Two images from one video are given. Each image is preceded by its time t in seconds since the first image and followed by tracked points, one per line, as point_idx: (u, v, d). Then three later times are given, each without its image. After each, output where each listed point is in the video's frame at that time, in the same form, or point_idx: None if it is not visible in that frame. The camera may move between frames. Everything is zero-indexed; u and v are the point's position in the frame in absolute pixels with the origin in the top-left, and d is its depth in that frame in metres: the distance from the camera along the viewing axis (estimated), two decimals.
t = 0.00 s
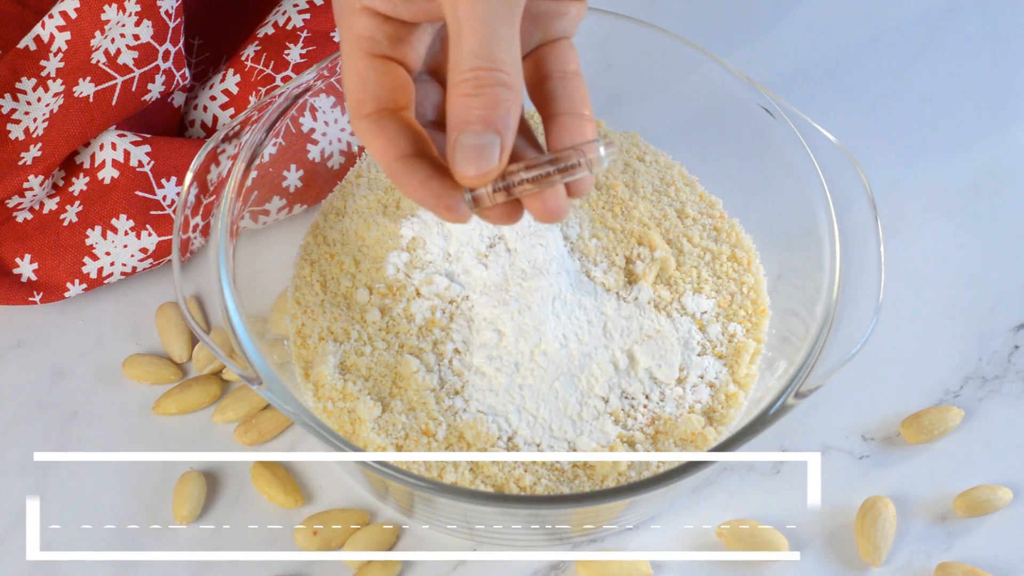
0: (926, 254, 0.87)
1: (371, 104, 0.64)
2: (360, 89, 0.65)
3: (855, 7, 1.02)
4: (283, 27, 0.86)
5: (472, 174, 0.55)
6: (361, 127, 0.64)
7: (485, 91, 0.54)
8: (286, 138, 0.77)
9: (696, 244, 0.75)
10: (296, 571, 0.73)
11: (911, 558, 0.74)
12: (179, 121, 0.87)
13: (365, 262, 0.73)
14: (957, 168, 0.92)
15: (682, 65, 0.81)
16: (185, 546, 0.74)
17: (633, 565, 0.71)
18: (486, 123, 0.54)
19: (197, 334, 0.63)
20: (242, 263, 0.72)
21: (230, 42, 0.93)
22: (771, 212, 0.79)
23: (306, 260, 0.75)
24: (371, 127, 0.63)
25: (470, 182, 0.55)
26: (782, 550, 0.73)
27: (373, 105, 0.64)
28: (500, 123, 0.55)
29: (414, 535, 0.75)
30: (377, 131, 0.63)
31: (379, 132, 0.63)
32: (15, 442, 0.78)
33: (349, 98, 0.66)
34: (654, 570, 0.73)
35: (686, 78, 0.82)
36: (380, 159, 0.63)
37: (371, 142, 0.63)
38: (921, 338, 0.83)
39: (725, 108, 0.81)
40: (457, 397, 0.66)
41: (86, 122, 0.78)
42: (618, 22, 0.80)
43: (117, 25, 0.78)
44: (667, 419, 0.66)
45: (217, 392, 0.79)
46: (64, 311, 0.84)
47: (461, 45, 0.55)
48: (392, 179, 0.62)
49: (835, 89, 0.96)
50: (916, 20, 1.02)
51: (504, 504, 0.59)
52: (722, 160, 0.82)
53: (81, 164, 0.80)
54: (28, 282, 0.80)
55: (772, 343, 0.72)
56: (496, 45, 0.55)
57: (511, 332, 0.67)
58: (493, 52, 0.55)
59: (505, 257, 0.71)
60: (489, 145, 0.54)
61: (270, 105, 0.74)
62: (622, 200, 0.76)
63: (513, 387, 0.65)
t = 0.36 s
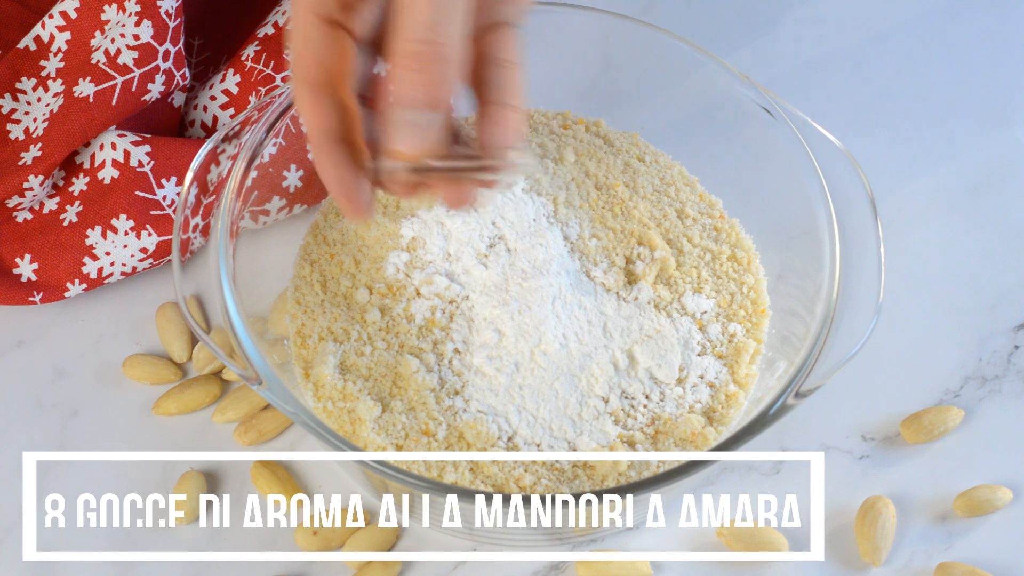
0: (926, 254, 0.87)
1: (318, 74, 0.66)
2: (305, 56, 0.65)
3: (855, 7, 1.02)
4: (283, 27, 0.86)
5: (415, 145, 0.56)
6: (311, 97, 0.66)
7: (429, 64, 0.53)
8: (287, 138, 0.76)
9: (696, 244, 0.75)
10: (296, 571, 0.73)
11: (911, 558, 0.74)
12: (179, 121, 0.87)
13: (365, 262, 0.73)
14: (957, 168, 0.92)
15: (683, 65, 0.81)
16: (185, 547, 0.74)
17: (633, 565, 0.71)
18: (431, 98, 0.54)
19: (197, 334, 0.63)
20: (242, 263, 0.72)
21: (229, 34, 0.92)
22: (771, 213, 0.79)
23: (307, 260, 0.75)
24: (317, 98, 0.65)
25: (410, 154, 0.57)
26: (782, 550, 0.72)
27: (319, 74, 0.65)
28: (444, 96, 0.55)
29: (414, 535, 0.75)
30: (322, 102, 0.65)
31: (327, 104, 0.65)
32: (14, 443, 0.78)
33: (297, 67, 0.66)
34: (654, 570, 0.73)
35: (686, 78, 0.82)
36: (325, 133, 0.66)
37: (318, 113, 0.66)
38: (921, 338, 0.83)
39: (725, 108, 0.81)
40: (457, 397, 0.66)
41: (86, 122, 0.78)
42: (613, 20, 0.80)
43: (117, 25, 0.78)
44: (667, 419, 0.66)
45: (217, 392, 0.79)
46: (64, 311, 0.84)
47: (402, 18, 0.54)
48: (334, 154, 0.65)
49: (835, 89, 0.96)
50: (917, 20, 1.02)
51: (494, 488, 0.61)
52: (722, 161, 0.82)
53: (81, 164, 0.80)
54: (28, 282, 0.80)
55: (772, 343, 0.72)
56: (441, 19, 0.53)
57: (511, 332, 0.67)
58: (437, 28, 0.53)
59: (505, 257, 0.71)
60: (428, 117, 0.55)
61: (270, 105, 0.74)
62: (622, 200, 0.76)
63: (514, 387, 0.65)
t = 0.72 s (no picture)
0: (925, 255, 0.87)
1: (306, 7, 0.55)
2: None
3: (855, 6, 1.02)
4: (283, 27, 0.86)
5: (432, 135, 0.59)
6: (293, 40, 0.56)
7: (437, 61, 0.58)
8: (287, 138, 0.77)
9: (696, 244, 0.75)
10: (296, 571, 0.73)
11: (911, 558, 0.74)
12: (179, 121, 0.87)
13: (365, 262, 0.72)
14: (958, 168, 0.92)
15: (683, 65, 0.81)
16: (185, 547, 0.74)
17: (633, 565, 0.71)
18: (435, 91, 0.58)
19: (197, 334, 0.63)
20: (241, 263, 0.72)
21: (230, 33, 0.92)
22: (772, 213, 0.79)
23: (306, 260, 0.75)
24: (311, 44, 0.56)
25: (419, 143, 0.59)
26: (782, 551, 0.73)
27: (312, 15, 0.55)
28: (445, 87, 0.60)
29: (413, 535, 0.75)
30: (315, 53, 0.56)
31: (320, 55, 0.56)
32: (15, 443, 0.78)
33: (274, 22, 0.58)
34: (654, 570, 0.73)
35: (686, 78, 0.82)
36: (316, 88, 0.58)
37: (304, 68, 0.58)
38: (921, 338, 0.83)
39: (724, 108, 0.81)
40: (456, 397, 0.66)
41: (86, 122, 0.78)
42: (612, 20, 0.80)
43: (117, 25, 0.79)
44: (667, 419, 0.66)
45: (217, 392, 0.79)
46: (65, 311, 0.84)
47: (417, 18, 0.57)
48: (331, 114, 0.59)
49: (835, 89, 0.96)
50: (917, 20, 1.02)
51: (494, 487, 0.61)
52: (722, 161, 0.82)
53: (81, 164, 0.80)
54: (29, 282, 0.81)
55: (772, 343, 0.72)
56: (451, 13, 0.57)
57: (510, 333, 0.67)
58: (450, 24, 0.57)
59: (505, 257, 0.71)
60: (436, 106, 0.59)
61: (270, 106, 0.74)
62: (622, 200, 0.76)
63: (514, 387, 0.65)
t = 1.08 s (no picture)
0: (925, 255, 0.87)
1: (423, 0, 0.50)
2: None
3: (855, 6, 1.02)
4: (283, 27, 0.86)
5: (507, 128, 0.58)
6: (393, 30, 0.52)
7: (521, 47, 0.56)
8: (287, 138, 0.77)
9: (696, 244, 0.75)
10: (296, 571, 0.73)
11: (911, 558, 0.74)
12: (179, 121, 0.87)
13: (365, 262, 0.72)
14: (957, 168, 0.92)
15: (683, 65, 0.81)
16: (184, 547, 0.74)
17: (633, 565, 0.71)
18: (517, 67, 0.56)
19: (197, 334, 0.63)
20: (242, 263, 0.72)
21: (229, 33, 0.93)
22: (772, 213, 0.79)
23: (306, 260, 0.74)
24: (424, 19, 0.50)
25: (516, 130, 0.59)
26: (782, 551, 0.73)
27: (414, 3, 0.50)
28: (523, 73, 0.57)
29: (413, 535, 0.75)
30: (428, 24, 0.50)
31: (429, 37, 0.51)
32: (15, 442, 0.78)
33: (351, 6, 0.54)
34: (654, 570, 0.73)
35: (685, 78, 0.82)
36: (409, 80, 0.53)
37: (390, 56, 0.53)
38: (921, 338, 0.83)
39: (725, 108, 0.81)
40: (457, 397, 0.66)
41: (86, 122, 0.78)
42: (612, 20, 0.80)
43: (117, 25, 0.78)
44: (667, 419, 0.66)
45: (217, 392, 0.79)
46: (64, 311, 0.84)
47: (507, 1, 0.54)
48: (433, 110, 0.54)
49: (834, 89, 0.96)
50: (917, 20, 1.01)
51: (494, 487, 0.61)
52: (722, 160, 0.82)
53: (81, 164, 0.80)
54: (28, 282, 0.80)
55: (772, 343, 0.72)
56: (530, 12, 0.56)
57: (511, 333, 0.67)
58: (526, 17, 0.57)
59: (505, 258, 0.71)
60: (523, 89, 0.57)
61: (270, 105, 0.74)
62: (622, 200, 0.76)
63: (514, 388, 0.65)
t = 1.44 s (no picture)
0: (925, 254, 0.87)
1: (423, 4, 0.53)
2: None
3: (855, 6, 1.02)
4: (283, 27, 0.86)
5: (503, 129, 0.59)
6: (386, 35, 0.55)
7: (516, 54, 0.58)
8: (287, 138, 0.77)
9: (696, 244, 0.75)
10: (296, 571, 0.73)
11: (911, 558, 0.74)
12: (179, 121, 0.87)
13: (365, 262, 0.72)
14: (957, 168, 0.92)
15: (683, 65, 0.81)
16: (184, 547, 0.74)
17: (633, 565, 0.71)
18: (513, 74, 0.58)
19: (198, 334, 0.63)
20: (242, 263, 0.72)
21: (229, 33, 0.93)
22: (772, 213, 0.79)
23: (307, 259, 0.74)
24: (425, 28, 0.53)
25: (515, 134, 0.60)
26: (782, 550, 0.73)
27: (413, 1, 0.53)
28: (518, 79, 0.60)
29: (413, 535, 0.74)
30: (428, 32, 0.53)
31: (432, 43, 0.53)
32: (15, 442, 0.78)
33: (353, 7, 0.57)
34: (654, 570, 0.73)
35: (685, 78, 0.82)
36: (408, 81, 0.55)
37: (389, 55, 0.55)
38: (921, 338, 0.83)
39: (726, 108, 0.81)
40: (457, 397, 0.66)
41: (86, 122, 0.78)
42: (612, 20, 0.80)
43: (117, 25, 0.79)
44: (667, 419, 0.66)
45: (217, 392, 0.79)
46: (64, 311, 0.84)
47: (498, 10, 0.57)
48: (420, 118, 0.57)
49: (834, 89, 0.96)
50: (917, 20, 1.01)
51: (494, 487, 0.61)
52: (722, 160, 0.82)
53: (81, 164, 0.80)
54: (28, 282, 0.80)
55: (772, 343, 0.72)
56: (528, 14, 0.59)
57: (511, 334, 0.67)
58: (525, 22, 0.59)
59: (505, 258, 0.71)
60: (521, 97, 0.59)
61: (270, 105, 0.74)
62: (622, 200, 0.76)
63: (515, 388, 0.65)
